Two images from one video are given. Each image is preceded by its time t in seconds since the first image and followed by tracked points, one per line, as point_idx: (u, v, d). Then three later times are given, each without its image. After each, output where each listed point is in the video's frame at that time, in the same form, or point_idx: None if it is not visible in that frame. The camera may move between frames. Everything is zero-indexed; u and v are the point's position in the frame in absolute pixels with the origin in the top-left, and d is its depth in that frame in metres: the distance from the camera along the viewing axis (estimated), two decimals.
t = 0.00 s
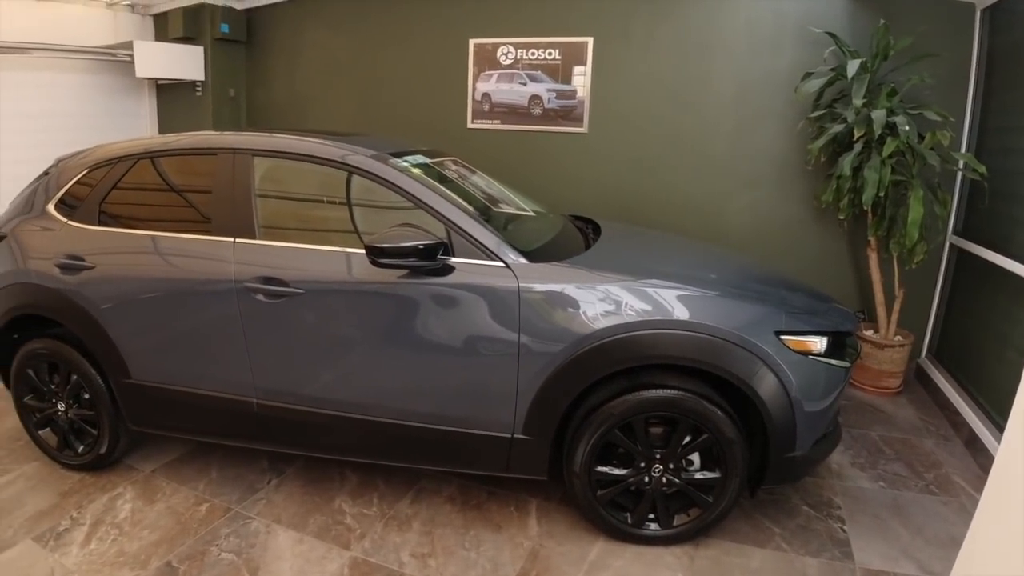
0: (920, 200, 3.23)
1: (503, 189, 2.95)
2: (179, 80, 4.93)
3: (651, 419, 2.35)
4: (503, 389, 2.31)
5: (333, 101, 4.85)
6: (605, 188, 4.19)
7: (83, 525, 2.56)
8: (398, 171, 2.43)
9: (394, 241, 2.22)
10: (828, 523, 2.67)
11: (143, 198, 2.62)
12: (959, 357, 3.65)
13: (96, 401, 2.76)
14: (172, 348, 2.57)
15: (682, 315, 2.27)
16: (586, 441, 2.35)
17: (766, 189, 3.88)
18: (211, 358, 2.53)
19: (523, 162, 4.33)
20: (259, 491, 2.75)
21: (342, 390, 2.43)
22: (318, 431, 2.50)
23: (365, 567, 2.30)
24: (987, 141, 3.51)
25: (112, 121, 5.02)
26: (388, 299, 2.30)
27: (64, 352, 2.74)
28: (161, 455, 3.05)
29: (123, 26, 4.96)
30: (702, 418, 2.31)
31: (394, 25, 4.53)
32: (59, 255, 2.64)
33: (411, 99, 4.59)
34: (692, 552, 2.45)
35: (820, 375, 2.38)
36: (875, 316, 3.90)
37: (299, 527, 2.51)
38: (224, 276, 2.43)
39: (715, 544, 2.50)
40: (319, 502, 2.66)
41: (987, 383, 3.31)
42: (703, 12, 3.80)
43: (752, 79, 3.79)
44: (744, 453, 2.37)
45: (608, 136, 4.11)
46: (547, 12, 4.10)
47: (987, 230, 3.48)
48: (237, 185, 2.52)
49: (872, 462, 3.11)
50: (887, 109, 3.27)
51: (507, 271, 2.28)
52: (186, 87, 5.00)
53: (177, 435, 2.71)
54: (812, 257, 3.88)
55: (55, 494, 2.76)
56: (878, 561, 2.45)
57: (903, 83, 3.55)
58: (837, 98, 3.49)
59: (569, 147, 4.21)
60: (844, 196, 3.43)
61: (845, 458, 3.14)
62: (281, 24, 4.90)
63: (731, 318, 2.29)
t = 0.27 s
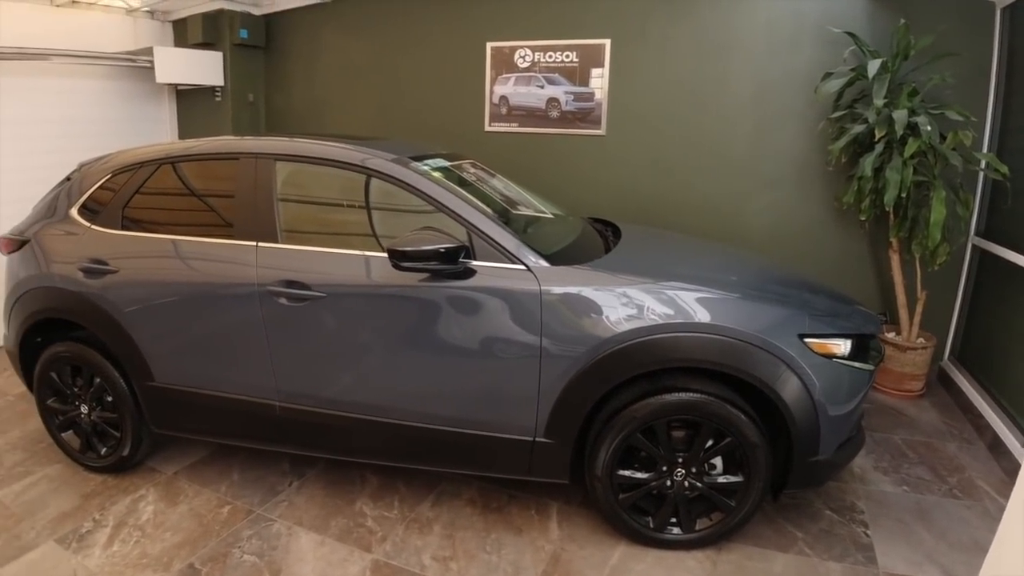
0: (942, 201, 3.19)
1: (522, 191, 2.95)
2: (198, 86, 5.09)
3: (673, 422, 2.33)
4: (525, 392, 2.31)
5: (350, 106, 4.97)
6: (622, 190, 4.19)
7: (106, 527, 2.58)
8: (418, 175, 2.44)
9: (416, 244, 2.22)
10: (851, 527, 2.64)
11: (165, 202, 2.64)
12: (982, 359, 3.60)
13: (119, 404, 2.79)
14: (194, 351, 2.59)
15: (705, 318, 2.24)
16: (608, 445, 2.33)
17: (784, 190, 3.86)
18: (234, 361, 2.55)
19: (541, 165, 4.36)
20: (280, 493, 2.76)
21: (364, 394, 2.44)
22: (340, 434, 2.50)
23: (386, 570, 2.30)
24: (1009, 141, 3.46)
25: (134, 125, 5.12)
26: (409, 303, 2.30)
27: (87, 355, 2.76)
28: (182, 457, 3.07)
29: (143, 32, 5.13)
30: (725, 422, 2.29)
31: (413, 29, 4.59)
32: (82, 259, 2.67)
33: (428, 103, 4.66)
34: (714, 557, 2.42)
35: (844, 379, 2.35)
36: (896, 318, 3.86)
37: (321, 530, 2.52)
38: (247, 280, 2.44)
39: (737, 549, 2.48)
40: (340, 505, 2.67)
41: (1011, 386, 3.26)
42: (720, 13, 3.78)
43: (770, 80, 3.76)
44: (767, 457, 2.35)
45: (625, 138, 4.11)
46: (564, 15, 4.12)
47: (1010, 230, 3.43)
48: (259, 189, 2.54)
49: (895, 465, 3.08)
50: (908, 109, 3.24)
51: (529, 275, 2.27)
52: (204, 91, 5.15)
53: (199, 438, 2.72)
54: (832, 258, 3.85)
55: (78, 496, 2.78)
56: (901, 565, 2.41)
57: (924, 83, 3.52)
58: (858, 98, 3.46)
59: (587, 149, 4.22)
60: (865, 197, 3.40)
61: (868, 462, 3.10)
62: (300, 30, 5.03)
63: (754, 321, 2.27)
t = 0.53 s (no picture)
0: (967, 203, 3.15)
1: (542, 195, 2.95)
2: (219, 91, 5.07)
3: (696, 427, 2.31)
4: (547, 396, 2.30)
5: (371, 109, 4.98)
6: (641, 193, 4.18)
7: (129, 527, 2.60)
8: (440, 179, 2.44)
9: (439, 248, 2.22)
10: (874, 534, 2.60)
11: (189, 206, 2.67)
12: (1007, 363, 3.54)
13: (142, 405, 2.81)
14: (217, 354, 2.60)
15: (727, 322, 2.22)
16: (630, 450, 2.32)
17: (804, 193, 3.83)
18: (256, 363, 2.56)
19: (560, 168, 4.37)
20: (302, 495, 2.77)
21: (386, 397, 2.44)
22: (362, 436, 2.51)
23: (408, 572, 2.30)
24: None
25: (157, 130, 5.19)
26: (432, 306, 2.31)
27: (112, 357, 2.79)
28: (204, 458, 3.09)
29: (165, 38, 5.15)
30: (749, 427, 2.27)
31: (433, 34, 4.61)
32: (107, 262, 2.69)
33: (448, 106, 4.68)
34: (737, 563, 2.40)
35: (869, 383, 2.31)
36: (919, 322, 3.81)
37: (342, 532, 2.52)
38: (270, 283, 2.46)
39: (760, 555, 2.46)
40: (362, 507, 2.68)
41: None
42: (741, 15, 3.76)
43: (791, 82, 3.74)
44: (791, 462, 2.32)
45: (644, 141, 4.10)
46: (583, 18, 4.11)
47: None
48: (282, 193, 2.55)
49: (918, 471, 3.04)
50: (932, 110, 3.20)
51: (551, 278, 2.26)
52: (226, 97, 5.15)
53: (222, 440, 2.74)
54: (853, 261, 3.82)
55: (101, 497, 2.81)
56: (926, 573, 2.38)
57: (947, 84, 3.48)
58: (880, 100, 3.44)
59: (606, 152, 4.22)
60: (888, 200, 3.37)
61: (892, 468, 3.07)
62: (318, 35, 5.07)
63: (778, 325, 2.24)
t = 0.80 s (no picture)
0: (992, 207, 3.11)
1: (561, 198, 2.96)
2: (241, 95, 5.20)
3: (718, 432, 2.29)
4: (569, 401, 2.29)
5: (390, 112, 5.05)
6: (660, 196, 4.18)
7: (150, 527, 2.62)
8: (462, 182, 2.44)
9: (460, 251, 2.22)
10: (897, 541, 2.57)
11: (212, 209, 2.69)
12: None
13: (165, 406, 2.83)
14: (240, 355, 2.62)
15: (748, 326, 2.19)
16: (652, 455, 2.31)
17: (824, 196, 3.81)
18: (279, 365, 2.58)
19: (578, 171, 4.38)
20: (322, 496, 2.79)
21: (407, 400, 2.45)
22: (382, 439, 2.52)
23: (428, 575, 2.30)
24: None
25: (180, 133, 5.30)
26: (453, 310, 2.31)
27: (135, 358, 2.82)
28: (224, 459, 3.12)
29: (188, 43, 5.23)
30: (772, 433, 2.24)
31: (452, 38, 4.65)
32: (130, 264, 2.72)
33: (467, 109, 4.71)
34: (759, 570, 2.38)
35: (893, 389, 2.27)
36: (942, 327, 3.77)
37: (362, 534, 2.53)
38: (294, 286, 2.47)
39: (782, 562, 2.44)
40: (382, 509, 2.68)
41: None
42: (761, 17, 3.74)
43: (812, 84, 3.71)
44: (814, 469, 2.30)
45: (663, 144, 4.09)
46: (603, 21, 4.11)
47: None
48: (305, 196, 2.57)
49: (941, 478, 3.00)
50: (956, 113, 3.17)
51: (574, 282, 2.26)
52: (247, 101, 5.27)
53: (244, 441, 2.76)
54: (874, 265, 3.79)
55: (123, 496, 2.83)
56: None
57: (972, 86, 3.43)
58: (903, 102, 3.41)
59: (624, 155, 4.22)
60: (912, 203, 3.34)
61: (914, 475, 3.03)
62: (338, 40, 5.14)
63: (801, 329, 2.21)
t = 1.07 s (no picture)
0: (1016, 212, 3.08)
1: (581, 202, 2.97)
2: (262, 99, 5.30)
3: (739, 438, 2.28)
4: (590, 405, 2.29)
5: (408, 115, 5.11)
6: (679, 200, 4.17)
7: (171, 527, 2.65)
8: (483, 186, 2.45)
9: (482, 255, 2.23)
10: (919, 549, 2.54)
11: (235, 212, 2.71)
12: None
13: (187, 407, 2.86)
14: (262, 357, 2.64)
15: (770, 332, 2.16)
16: (673, 460, 2.30)
17: (844, 199, 3.78)
18: (301, 367, 2.60)
19: (599, 174, 4.39)
20: (342, 498, 2.80)
21: (427, 403, 2.45)
22: (402, 441, 2.52)
23: None
24: None
25: (202, 136, 5.38)
26: (474, 314, 2.32)
27: (159, 359, 2.85)
28: (244, 460, 3.14)
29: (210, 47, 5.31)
30: (794, 440, 2.23)
31: (471, 42, 4.68)
32: (155, 266, 2.75)
33: (485, 112, 4.75)
34: None
35: (916, 396, 2.22)
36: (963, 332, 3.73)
37: (382, 536, 2.54)
38: (316, 289, 2.49)
39: (803, 570, 2.42)
40: (401, 511, 2.70)
41: None
42: (782, 19, 3.72)
43: (834, 87, 3.69)
44: (837, 476, 2.28)
45: (682, 147, 4.09)
46: (622, 25, 4.12)
47: None
48: (327, 200, 2.59)
49: (963, 486, 2.96)
50: (979, 116, 3.13)
51: (595, 286, 2.26)
52: (268, 104, 5.37)
53: (265, 442, 2.78)
54: (894, 269, 3.76)
55: (145, 496, 2.86)
56: None
57: (995, 89, 3.39)
58: (926, 106, 3.38)
59: (643, 158, 4.22)
60: (935, 208, 3.31)
61: (936, 482, 2.99)
62: (359, 43, 5.21)
63: (823, 334, 2.17)
